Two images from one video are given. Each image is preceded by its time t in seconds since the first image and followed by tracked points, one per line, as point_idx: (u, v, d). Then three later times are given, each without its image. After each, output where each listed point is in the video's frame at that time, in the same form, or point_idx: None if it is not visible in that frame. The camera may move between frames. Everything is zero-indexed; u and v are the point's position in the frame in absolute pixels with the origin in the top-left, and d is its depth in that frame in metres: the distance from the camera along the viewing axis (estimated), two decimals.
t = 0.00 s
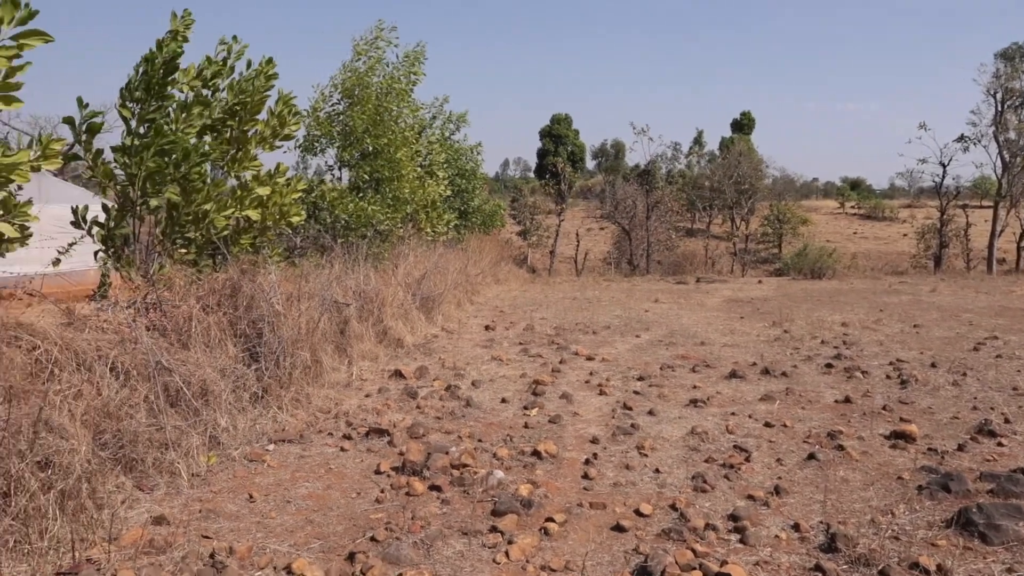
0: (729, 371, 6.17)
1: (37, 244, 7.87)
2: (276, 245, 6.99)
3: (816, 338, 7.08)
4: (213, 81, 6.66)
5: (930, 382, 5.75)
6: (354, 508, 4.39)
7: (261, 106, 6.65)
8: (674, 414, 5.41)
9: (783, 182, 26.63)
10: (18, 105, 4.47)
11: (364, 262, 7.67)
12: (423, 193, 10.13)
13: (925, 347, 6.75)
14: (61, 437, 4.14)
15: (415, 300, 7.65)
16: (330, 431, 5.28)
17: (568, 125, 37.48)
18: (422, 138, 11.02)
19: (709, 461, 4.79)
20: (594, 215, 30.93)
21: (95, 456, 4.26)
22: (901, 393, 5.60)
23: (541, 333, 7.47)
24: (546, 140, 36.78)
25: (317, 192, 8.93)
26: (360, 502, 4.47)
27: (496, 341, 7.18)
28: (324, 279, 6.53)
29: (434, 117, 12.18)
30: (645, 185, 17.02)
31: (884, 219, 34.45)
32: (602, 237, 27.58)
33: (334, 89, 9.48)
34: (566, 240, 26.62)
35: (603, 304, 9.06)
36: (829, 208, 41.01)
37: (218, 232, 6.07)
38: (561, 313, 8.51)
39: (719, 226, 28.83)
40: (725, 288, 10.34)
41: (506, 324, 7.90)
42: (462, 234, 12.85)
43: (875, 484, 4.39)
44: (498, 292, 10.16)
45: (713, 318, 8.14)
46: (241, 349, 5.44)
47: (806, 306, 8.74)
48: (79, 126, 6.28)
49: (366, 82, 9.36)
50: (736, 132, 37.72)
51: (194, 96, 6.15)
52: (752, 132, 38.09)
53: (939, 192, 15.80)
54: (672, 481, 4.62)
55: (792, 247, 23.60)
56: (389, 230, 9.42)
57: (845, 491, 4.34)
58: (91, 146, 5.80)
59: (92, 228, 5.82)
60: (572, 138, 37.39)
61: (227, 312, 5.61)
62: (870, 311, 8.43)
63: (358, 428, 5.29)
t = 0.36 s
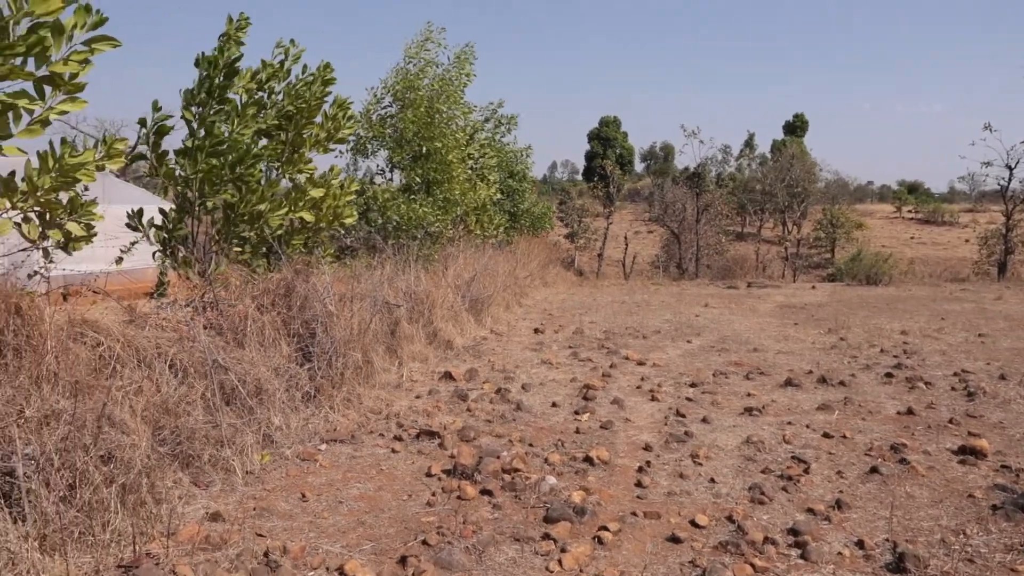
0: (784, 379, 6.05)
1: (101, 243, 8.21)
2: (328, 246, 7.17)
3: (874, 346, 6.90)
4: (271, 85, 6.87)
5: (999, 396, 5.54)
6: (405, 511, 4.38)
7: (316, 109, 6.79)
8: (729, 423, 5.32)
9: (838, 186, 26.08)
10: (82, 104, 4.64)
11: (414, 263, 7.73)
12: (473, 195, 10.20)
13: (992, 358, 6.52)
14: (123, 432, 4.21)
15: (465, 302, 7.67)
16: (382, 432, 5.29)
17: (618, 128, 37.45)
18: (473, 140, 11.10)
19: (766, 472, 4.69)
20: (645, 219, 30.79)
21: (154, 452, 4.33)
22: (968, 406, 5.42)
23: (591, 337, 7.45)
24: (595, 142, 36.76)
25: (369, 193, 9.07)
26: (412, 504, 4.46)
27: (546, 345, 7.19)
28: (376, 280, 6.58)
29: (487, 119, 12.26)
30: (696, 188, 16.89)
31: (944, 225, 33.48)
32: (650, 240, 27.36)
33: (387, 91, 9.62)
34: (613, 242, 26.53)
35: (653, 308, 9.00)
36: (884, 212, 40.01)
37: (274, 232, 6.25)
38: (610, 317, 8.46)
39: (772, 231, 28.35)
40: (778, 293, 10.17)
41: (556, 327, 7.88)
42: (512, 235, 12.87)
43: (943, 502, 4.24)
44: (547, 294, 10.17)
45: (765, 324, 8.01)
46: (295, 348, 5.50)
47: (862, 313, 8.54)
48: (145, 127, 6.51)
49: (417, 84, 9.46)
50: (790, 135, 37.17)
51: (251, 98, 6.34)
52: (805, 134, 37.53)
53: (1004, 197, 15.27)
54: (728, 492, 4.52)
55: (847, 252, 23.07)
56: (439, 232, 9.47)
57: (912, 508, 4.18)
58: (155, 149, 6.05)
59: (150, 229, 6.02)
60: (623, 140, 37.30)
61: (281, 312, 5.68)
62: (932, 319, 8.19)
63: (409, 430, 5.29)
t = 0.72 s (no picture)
0: (844, 386, 5.91)
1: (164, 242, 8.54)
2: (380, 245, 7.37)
3: (939, 354, 6.70)
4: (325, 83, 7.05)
5: None
6: (459, 512, 4.36)
7: (370, 108, 6.96)
8: (788, 430, 5.22)
9: (898, 187, 25.35)
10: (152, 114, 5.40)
11: (466, 263, 7.77)
12: (525, 196, 10.22)
13: None
14: (184, 427, 4.27)
15: (516, 302, 7.69)
16: (434, 432, 5.29)
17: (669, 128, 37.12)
18: (526, 141, 11.16)
19: (828, 482, 4.56)
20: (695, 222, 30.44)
21: (213, 447, 4.36)
22: None
23: (642, 340, 7.40)
24: (645, 143, 36.51)
25: (421, 192, 9.19)
26: (465, 505, 4.44)
27: (597, 347, 7.17)
28: (429, 280, 6.61)
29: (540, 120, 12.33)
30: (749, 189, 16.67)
31: (1009, 228, 32.29)
32: (699, 242, 27.00)
33: (442, 93, 9.79)
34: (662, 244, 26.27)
35: (706, 311, 8.91)
36: (943, 214, 38.75)
37: (328, 231, 6.46)
38: (661, 319, 8.39)
39: (827, 233, 27.69)
40: (836, 298, 9.94)
41: (607, 328, 7.86)
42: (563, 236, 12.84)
43: (1020, 520, 4.06)
44: (597, 296, 10.14)
45: (822, 328, 7.85)
46: (349, 347, 5.56)
47: (925, 319, 8.29)
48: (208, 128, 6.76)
49: (472, 85, 9.59)
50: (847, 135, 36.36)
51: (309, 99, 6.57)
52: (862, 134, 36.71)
53: None
54: (788, 501, 4.40)
55: (905, 256, 22.40)
56: (491, 232, 9.51)
57: (986, 525, 4.01)
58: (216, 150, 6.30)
59: (212, 228, 6.26)
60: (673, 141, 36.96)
61: (336, 311, 5.75)
62: (1000, 326, 7.90)
63: (461, 430, 5.28)
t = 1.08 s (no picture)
0: (906, 390, 5.75)
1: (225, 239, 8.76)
2: (432, 240, 7.54)
3: (1007, 358, 6.46)
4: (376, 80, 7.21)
5: None
6: (512, 510, 4.35)
7: (419, 105, 7.15)
8: (847, 434, 5.09)
9: (964, 185, 24.46)
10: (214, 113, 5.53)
11: (518, 261, 7.78)
12: (576, 194, 10.22)
13: None
14: (242, 420, 4.35)
15: (567, 301, 7.68)
16: (486, 429, 5.31)
17: (721, 125, 36.61)
18: (578, 138, 11.18)
19: (891, 489, 4.43)
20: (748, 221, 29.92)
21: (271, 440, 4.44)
22: None
23: (695, 340, 7.35)
24: (697, 140, 36.08)
25: (470, 188, 9.31)
26: (517, 504, 4.43)
27: (649, 346, 7.12)
28: (480, 277, 6.64)
29: (593, 118, 12.32)
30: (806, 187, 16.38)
31: None
32: (751, 241, 26.53)
33: (495, 91, 9.91)
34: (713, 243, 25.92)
35: (760, 311, 8.79)
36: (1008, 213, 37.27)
37: (381, 227, 6.67)
38: (713, 319, 8.29)
39: (885, 232, 26.90)
40: (895, 299, 9.68)
41: (658, 328, 7.80)
42: (614, 234, 12.77)
43: None
44: (649, 295, 10.09)
45: (881, 330, 7.65)
46: (402, 343, 5.63)
47: (992, 322, 8.00)
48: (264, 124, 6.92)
49: (525, 84, 9.69)
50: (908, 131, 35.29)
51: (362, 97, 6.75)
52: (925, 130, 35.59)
53: None
54: (848, 508, 4.28)
55: (968, 256, 21.60)
56: (542, 229, 9.54)
57: None
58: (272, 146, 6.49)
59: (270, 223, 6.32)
60: (726, 138, 36.43)
61: (389, 307, 5.81)
62: None
63: (513, 428, 5.29)
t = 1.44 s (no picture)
0: (972, 394, 5.55)
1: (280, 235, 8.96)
2: (483, 236, 7.59)
3: None
4: (428, 78, 7.31)
5: None
6: (562, 508, 4.34)
7: (472, 103, 7.18)
8: (908, 439, 4.94)
9: None
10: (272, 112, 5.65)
11: (569, 258, 7.74)
12: (628, 191, 10.14)
13: None
14: (297, 412, 4.43)
15: (618, 299, 7.63)
16: (536, 426, 5.32)
17: (773, 120, 35.82)
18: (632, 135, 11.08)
19: (956, 497, 4.27)
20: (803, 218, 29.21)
21: (324, 433, 4.52)
22: None
23: (748, 340, 7.24)
24: (749, 136, 35.41)
25: (521, 185, 9.32)
26: (568, 501, 4.42)
27: (701, 345, 7.03)
28: (531, 274, 6.64)
29: (647, 115, 12.20)
30: (863, 183, 15.89)
31: None
32: (806, 240, 25.89)
33: (548, 88, 9.92)
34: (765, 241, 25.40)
35: (816, 311, 8.58)
36: None
37: (432, 222, 6.70)
38: (767, 318, 8.13)
39: (947, 231, 25.96)
40: (961, 299, 9.34)
41: (711, 326, 7.69)
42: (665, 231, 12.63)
43: None
44: (699, 293, 9.94)
45: (945, 331, 7.39)
46: (453, 339, 5.68)
47: None
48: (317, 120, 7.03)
49: (578, 81, 9.67)
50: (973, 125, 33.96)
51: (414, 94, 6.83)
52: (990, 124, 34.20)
53: None
54: (909, 515, 4.15)
55: None
56: (593, 226, 9.49)
57: None
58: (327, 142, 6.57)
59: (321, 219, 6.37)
60: (779, 133, 35.61)
61: (440, 303, 5.86)
62: None
63: (563, 426, 5.28)
